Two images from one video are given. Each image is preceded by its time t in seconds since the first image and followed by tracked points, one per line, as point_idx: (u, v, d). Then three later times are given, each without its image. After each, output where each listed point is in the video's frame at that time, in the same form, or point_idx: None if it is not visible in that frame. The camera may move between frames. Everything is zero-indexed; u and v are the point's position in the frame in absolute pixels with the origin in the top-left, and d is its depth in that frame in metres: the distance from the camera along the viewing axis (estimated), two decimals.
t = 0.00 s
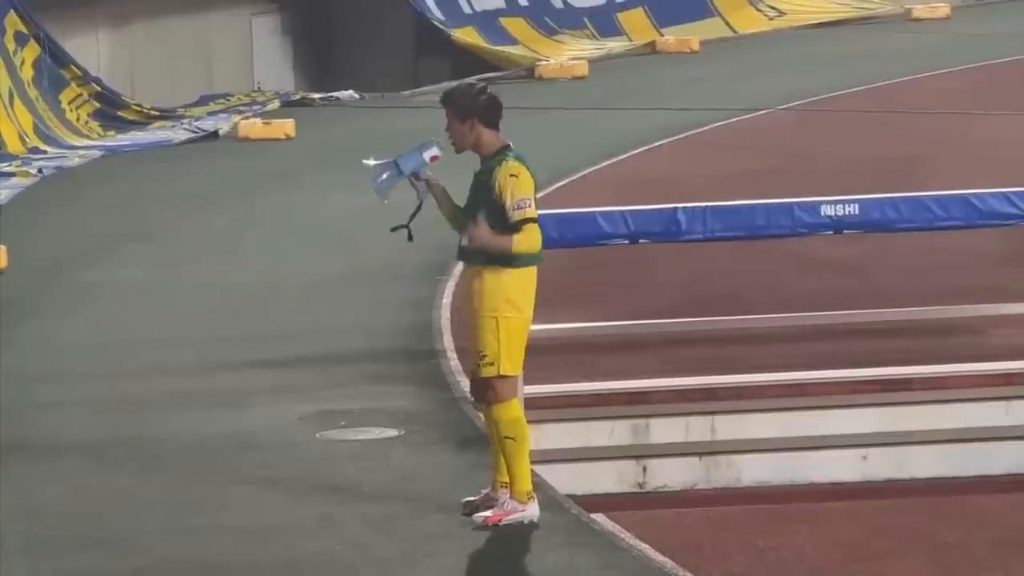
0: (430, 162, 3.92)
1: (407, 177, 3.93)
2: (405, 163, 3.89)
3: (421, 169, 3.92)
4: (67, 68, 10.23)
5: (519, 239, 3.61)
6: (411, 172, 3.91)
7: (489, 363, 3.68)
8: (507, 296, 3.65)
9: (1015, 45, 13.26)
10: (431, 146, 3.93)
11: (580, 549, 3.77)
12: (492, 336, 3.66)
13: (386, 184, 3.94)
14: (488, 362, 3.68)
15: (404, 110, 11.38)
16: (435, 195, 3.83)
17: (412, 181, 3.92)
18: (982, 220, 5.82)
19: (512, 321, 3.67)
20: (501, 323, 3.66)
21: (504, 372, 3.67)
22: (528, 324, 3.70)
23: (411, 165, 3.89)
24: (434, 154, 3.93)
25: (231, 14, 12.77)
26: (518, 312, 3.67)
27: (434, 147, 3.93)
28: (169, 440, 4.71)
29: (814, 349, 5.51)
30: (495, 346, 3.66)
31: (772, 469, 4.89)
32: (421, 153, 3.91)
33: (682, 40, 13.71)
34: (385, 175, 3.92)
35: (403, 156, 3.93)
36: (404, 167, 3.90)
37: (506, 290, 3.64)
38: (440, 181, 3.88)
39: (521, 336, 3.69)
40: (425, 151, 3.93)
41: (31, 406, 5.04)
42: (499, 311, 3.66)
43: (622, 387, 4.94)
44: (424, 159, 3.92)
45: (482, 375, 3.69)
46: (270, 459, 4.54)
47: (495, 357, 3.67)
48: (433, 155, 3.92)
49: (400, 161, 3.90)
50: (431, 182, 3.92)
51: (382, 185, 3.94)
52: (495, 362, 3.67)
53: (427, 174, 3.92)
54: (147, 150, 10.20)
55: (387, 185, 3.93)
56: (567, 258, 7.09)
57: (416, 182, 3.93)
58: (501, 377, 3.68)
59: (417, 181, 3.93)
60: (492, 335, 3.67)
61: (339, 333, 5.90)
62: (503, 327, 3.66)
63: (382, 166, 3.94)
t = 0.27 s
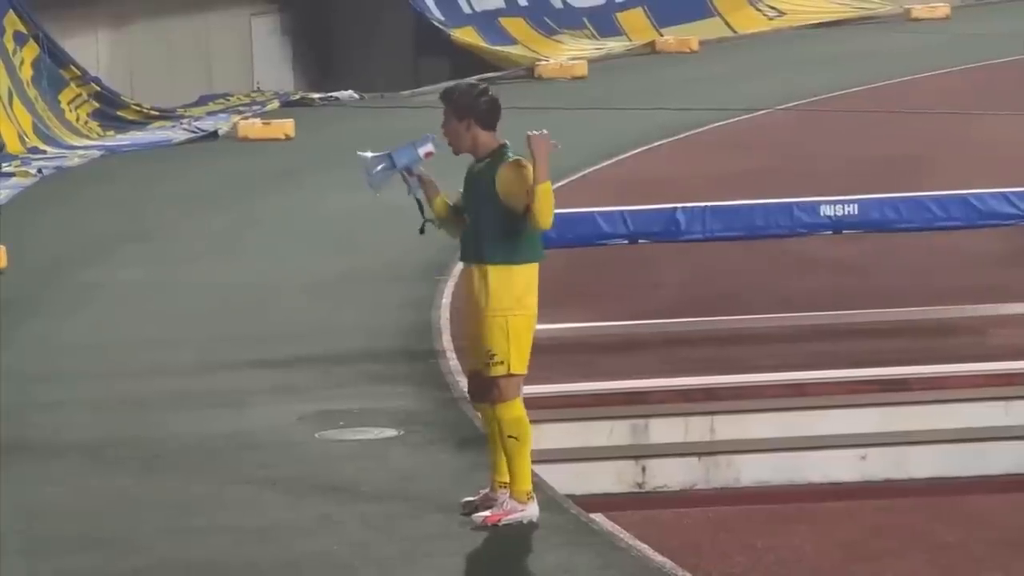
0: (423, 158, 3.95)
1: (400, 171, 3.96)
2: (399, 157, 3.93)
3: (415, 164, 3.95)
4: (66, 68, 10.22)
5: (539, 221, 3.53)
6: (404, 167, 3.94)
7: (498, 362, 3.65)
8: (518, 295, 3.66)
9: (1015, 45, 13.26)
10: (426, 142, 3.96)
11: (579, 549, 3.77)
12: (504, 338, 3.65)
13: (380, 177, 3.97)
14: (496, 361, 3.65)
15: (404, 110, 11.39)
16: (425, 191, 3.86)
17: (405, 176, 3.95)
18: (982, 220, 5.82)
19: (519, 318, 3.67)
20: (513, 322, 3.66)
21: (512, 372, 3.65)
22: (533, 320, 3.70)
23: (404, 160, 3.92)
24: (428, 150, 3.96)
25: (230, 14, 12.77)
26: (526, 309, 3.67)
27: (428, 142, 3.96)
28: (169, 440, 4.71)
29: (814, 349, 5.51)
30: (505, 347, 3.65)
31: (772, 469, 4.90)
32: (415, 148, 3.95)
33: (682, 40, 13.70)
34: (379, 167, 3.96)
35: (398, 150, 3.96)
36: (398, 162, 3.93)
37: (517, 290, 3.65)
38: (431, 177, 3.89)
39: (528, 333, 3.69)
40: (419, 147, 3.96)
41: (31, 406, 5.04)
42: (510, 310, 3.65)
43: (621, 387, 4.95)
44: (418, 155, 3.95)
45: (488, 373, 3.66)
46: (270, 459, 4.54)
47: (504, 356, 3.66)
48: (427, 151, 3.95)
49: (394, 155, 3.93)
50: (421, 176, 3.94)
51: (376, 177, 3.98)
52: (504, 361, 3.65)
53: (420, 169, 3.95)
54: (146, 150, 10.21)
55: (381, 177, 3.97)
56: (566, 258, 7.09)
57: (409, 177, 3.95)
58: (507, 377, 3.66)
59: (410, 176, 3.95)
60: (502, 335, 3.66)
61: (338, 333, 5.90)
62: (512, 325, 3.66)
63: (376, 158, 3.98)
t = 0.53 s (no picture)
0: (418, 155, 3.95)
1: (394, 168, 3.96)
2: (394, 153, 3.94)
3: (409, 161, 3.95)
4: (65, 68, 10.22)
5: (544, 225, 3.53)
6: (398, 164, 3.94)
7: (499, 363, 3.65)
8: (519, 296, 3.66)
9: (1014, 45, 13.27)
10: (421, 139, 3.97)
11: (578, 549, 3.77)
12: (505, 337, 3.65)
13: (374, 172, 3.98)
14: (497, 361, 3.65)
15: (403, 110, 11.39)
16: (418, 186, 3.84)
17: (399, 172, 3.95)
18: (982, 220, 5.83)
19: (520, 319, 3.67)
20: (514, 323, 3.66)
21: (513, 372, 3.65)
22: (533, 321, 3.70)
23: (399, 156, 3.93)
24: (423, 148, 3.97)
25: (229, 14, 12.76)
26: (526, 310, 3.67)
27: (423, 140, 3.97)
28: (169, 440, 4.71)
29: (813, 349, 5.51)
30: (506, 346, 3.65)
31: (771, 470, 4.90)
32: (411, 145, 3.95)
33: (682, 41, 13.70)
34: (373, 162, 3.96)
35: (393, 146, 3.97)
36: (392, 158, 3.94)
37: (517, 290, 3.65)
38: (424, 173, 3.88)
39: (528, 334, 3.69)
40: (415, 144, 3.96)
41: (30, 406, 5.04)
42: (511, 310, 3.65)
43: (620, 387, 4.95)
44: (413, 152, 3.96)
45: (489, 374, 3.66)
46: (269, 459, 4.54)
47: (505, 356, 3.65)
48: (422, 148, 3.96)
49: (389, 151, 3.94)
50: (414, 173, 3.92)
51: (370, 173, 3.98)
52: (505, 361, 3.65)
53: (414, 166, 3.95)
54: (145, 150, 10.20)
55: (375, 173, 3.97)
56: (566, 258, 7.10)
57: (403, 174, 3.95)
58: (508, 377, 3.66)
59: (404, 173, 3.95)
60: (503, 334, 3.65)
61: (337, 333, 5.90)
62: (512, 326, 3.66)
63: (371, 154, 3.98)
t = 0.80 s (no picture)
0: (417, 156, 3.95)
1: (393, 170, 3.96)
2: (392, 155, 3.94)
3: (408, 162, 3.95)
4: (65, 70, 10.23)
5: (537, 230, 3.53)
6: (397, 165, 3.94)
7: (498, 364, 3.65)
8: (517, 296, 3.66)
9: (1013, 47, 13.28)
10: (420, 140, 3.97)
11: (577, 550, 3.77)
12: (504, 340, 3.65)
13: (373, 174, 3.98)
14: (496, 362, 3.65)
15: (403, 112, 11.39)
16: (418, 187, 3.84)
17: (398, 174, 3.95)
18: (981, 222, 5.83)
19: (519, 320, 3.67)
20: (512, 324, 3.66)
21: (512, 373, 3.65)
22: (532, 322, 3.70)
23: (398, 157, 3.93)
24: (422, 149, 3.97)
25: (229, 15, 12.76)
26: (525, 311, 3.67)
27: (422, 141, 3.97)
28: (169, 441, 4.72)
29: (813, 351, 5.51)
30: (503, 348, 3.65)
31: (771, 471, 4.90)
32: (409, 146, 3.96)
33: (681, 43, 13.71)
34: (372, 164, 3.96)
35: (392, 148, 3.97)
36: (391, 159, 3.94)
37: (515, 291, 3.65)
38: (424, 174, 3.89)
39: (527, 335, 3.69)
40: (413, 145, 3.96)
41: (30, 407, 5.04)
42: (509, 311, 3.65)
43: (620, 389, 4.95)
44: (412, 153, 3.96)
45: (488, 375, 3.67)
46: (269, 460, 4.54)
47: (504, 358, 3.65)
48: (421, 149, 3.96)
49: (388, 152, 3.94)
50: (412, 174, 3.91)
51: (369, 174, 3.98)
52: (504, 363, 3.65)
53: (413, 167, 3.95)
54: (145, 152, 10.21)
55: (374, 175, 3.97)
56: (565, 260, 7.10)
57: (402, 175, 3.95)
58: (507, 379, 3.66)
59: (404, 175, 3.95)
60: (501, 336, 3.65)
61: (337, 334, 5.90)
62: (511, 327, 3.66)
63: (370, 156, 3.98)
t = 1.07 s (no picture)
0: (422, 157, 3.92)
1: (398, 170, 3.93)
2: (397, 156, 3.90)
3: (413, 162, 3.92)
4: (65, 69, 10.23)
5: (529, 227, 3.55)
6: (402, 165, 3.91)
7: (496, 364, 3.66)
8: (516, 295, 3.65)
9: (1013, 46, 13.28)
10: (424, 140, 3.93)
11: (577, 550, 3.77)
12: (501, 339, 3.65)
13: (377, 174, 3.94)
14: (494, 362, 3.66)
15: (402, 111, 11.39)
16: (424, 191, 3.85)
17: (403, 174, 3.93)
18: (981, 221, 5.83)
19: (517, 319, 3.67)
20: (510, 323, 3.65)
21: (510, 373, 3.66)
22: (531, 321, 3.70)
23: (402, 159, 3.89)
24: (426, 149, 3.93)
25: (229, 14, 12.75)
26: (523, 310, 3.67)
27: (426, 141, 3.93)
28: (169, 441, 4.71)
29: (813, 351, 5.51)
30: (501, 347, 3.65)
31: (771, 471, 4.90)
32: (413, 146, 3.92)
33: (681, 42, 13.71)
34: (376, 166, 3.92)
35: (395, 148, 3.93)
36: (396, 160, 3.90)
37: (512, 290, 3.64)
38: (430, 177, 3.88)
39: (526, 334, 3.69)
40: (417, 145, 3.92)
41: (30, 407, 5.03)
42: (506, 310, 3.65)
43: (619, 388, 4.95)
44: (416, 154, 3.92)
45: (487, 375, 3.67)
46: (270, 460, 4.54)
47: (502, 357, 3.66)
48: (425, 150, 3.93)
49: (392, 154, 3.90)
50: (421, 175, 3.91)
51: (373, 175, 3.94)
52: (502, 362, 3.65)
53: (418, 167, 3.92)
54: (145, 151, 10.20)
55: (378, 176, 3.93)
56: (566, 259, 7.10)
57: (407, 175, 3.93)
58: (506, 378, 3.66)
59: (409, 175, 3.93)
60: (499, 335, 3.65)
61: (337, 334, 5.90)
62: (509, 326, 3.66)
63: (373, 157, 3.94)
